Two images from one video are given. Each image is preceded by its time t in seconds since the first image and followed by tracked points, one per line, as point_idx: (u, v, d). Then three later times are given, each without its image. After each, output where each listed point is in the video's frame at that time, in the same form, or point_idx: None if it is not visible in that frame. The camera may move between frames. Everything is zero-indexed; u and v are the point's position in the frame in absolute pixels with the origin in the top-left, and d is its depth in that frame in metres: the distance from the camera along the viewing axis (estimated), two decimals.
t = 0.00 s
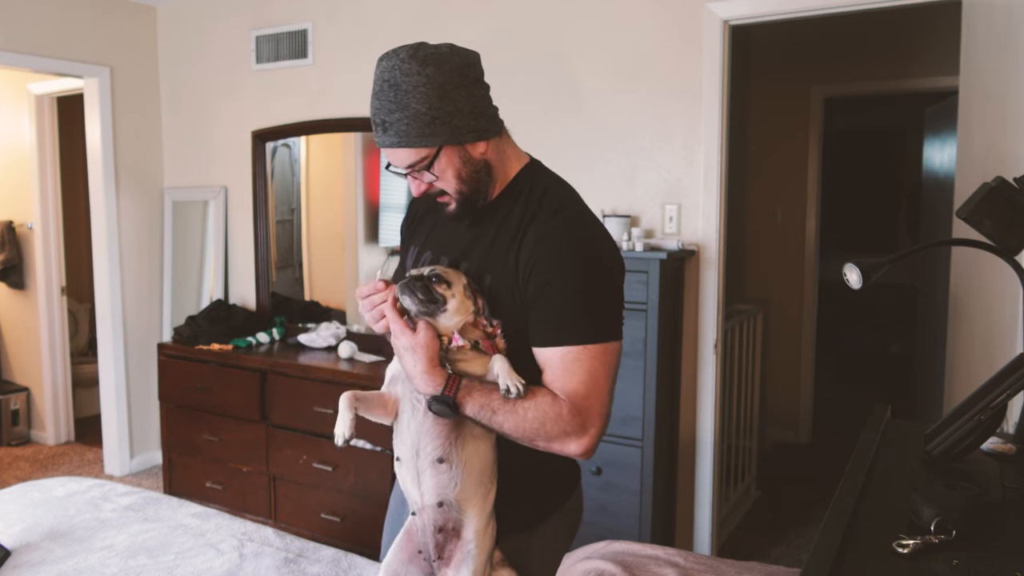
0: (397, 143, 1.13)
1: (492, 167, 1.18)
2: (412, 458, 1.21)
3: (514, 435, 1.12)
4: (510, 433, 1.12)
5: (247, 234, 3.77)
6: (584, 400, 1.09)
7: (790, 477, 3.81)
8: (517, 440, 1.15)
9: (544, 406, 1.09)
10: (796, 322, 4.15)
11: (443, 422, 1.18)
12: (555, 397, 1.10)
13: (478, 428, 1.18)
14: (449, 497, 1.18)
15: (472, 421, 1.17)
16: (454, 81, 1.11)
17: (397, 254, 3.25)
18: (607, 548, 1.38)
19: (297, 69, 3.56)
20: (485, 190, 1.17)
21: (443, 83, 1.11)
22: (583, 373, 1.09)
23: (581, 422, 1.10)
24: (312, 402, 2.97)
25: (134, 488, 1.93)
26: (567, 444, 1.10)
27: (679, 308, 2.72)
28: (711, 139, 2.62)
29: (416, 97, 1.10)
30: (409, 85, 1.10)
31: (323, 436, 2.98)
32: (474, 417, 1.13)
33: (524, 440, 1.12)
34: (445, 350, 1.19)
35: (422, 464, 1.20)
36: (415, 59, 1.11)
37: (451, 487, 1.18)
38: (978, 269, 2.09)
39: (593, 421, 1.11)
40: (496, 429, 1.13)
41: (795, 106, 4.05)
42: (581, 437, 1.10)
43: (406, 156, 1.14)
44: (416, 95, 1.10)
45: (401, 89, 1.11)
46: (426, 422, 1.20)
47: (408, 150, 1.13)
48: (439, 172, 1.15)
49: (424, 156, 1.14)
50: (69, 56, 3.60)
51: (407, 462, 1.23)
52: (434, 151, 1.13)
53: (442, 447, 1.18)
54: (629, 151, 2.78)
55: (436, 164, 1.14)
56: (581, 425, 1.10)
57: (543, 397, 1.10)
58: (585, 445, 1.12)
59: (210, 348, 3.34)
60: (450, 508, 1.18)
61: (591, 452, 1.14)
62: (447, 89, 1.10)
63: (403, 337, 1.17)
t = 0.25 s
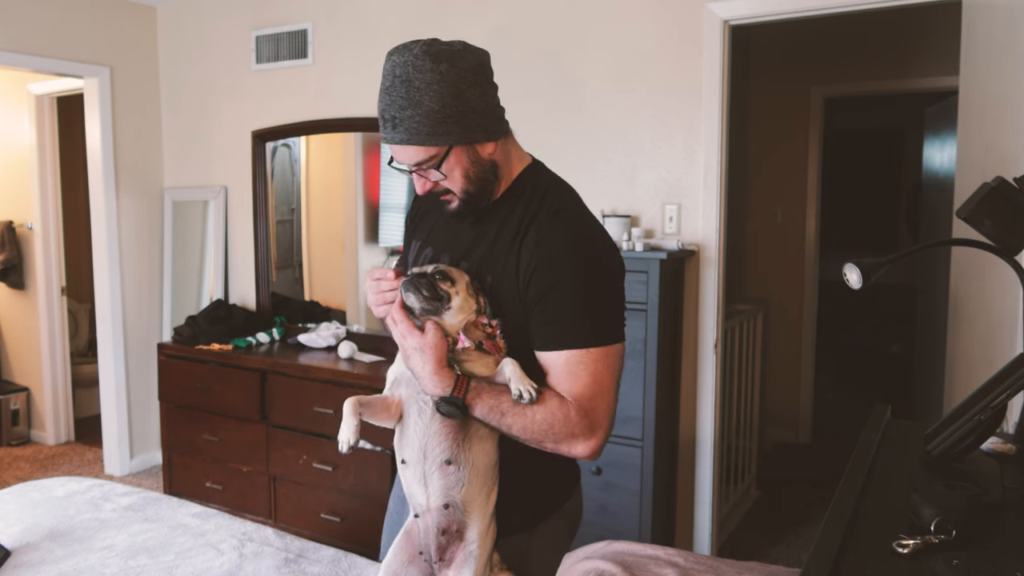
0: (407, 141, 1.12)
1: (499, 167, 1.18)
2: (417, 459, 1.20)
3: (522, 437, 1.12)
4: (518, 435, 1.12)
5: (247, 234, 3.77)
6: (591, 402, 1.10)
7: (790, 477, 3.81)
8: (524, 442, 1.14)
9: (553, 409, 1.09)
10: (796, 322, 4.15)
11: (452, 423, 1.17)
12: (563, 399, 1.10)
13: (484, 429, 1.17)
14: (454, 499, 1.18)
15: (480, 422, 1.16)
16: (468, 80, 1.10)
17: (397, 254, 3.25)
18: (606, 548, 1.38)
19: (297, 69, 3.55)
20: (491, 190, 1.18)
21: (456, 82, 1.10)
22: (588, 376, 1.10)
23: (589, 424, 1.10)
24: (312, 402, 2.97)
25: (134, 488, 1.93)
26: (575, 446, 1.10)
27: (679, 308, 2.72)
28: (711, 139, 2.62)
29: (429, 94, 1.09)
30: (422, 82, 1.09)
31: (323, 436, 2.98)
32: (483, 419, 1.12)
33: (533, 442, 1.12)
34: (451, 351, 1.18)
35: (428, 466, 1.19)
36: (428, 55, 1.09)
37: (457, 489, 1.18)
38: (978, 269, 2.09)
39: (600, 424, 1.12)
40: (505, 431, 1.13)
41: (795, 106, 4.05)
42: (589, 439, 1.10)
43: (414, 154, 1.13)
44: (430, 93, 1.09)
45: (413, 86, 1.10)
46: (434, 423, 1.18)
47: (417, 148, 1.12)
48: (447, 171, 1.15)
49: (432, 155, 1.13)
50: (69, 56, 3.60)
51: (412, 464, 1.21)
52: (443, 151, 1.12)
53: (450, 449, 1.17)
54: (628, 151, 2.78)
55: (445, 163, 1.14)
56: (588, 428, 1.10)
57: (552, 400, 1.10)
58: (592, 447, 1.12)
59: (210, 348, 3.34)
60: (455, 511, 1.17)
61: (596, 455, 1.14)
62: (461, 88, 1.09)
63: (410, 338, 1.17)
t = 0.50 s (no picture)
0: (409, 149, 1.09)
1: (500, 176, 1.16)
2: (416, 460, 1.20)
3: (519, 439, 1.12)
4: (515, 437, 1.12)
5: (247, 234, 3.77)
6: (588, 409, 1.10)
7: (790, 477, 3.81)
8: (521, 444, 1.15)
9: (549, 414, 1.10)
10: (796, 322, 4.15)
11: (450, 422, 1.17)
12: (560, 404, 1.11)
13: (483, 429, 1.18)
14: (454, 500, 1.18)
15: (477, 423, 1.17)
16: (473, 89, 1.07)
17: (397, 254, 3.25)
18: (606, 548, 1.38)
19: (297, 69, 3.55)
20: (491, 198, 1.16)
21: (461, 91, 1.06)
22: (585, 383, 1.10)
23: (585, 430, 1.11)
24: (312, 402, 2.97)
25: (134, 488, 1.93)
26: (571, 451, 1.11)
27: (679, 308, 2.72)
28: (711, 139, 2.62)
29: (433, 103, 1.06)
30: (427, 90, 1.06)
31: (323, 436, 2.98)
32: (481, 419, 1.13)
33: (529, 445, 1.13)
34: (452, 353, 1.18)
35: (427, 467, 1.19)
36: (434, 62, 1.06)
37: (456, 489, 1.18)
38: (978, 269, 2.09)
39: (597, 429, 1.12)
40: (502, 432, 1.14)
41: (795, 106, 4.05)
42: (585, 445, 1.12)
43: (416, 163, 1.11)
44: (434, 101, 1.06)
45: (417, 93, 1.06)
46: (432, 424, 1.19)
47: (419, 157, 1.09)
48: (447, 179, 1.13)
49: (433, 163, 1.11)
50: (69, 56, 3.60)
51: (411, 464, 1.21)
52: (445, 160, 1.10)
53: (449, 449, 1.18)
54: (628, 151, 2.78)
55: (446, 171, 1.12)
56: (584, 434, 1.11)
57: (548, 404, 1.11)
58: (589, 452, 1.13)
59: (210, 348, 3.33)
60: (454, 511, 1.17)
61: (592, 459, 1.15)
62: (467, 99, 1.06)
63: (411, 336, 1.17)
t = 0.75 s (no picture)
0: (404, 157, 1.09)
1: (497, 181, 1.15)
2: (413, 461, 1.22)
3: (513, 441, 1.13)
4: (509, 439, 1.13)
5: (247, 234, 3.77)
6: (583, 413, 1.10)
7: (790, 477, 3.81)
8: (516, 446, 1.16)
9: (543, 417, 1.10)
10: (796, 322, 4.15)
11: (446, 423, 1.19)
12: (554, 408, 1.11)
13: (479, 429, 1.19)
14: (450, 500, 1.18)
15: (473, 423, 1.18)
16: (466, 96, 1.08)
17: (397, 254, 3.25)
18: (606, 548, 1.38)
19: (297, 69, 3.55)
20: (489, 204, 1.16)
21: (454, 98, 1.07)
22: (580, 387, 1.10)
23: (579, 435, 1.10)
24: (312, 402, 2.97)
25: (134, 488, 1.93)
26: (565, 455, 1.11)
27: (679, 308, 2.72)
28: (711, 139, 2.62)
29: (426, 111, 1.06)
30: (420, 99, 1.06)
31: (323, 436, 2.98)
32: (477, 419, 1.14)
33: (523, 447, 1.13)
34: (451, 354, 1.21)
35: (424, 467, 1.21)
36: (426, 70, 1.06)
37: (452, 490, 1.18)
38: (978, 269, 2.09)
39: (592, 434, 1.12)
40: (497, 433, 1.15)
41: (795, 106, 4.05)
42: (580, 450, 1.11)
43: (412, 171, 1.11)
44: (427, 110, 1.06)
45: (411, 102, 1.07)
46: (429, 425, 1.21)
47: (415, 165, 1.10)
48: (444, 187, 1.13)
49: (430, 171, 1.11)
50: (69, 56, 3.60)
51: (407, 465, 1.23)
52: (441, 168, 1.10)
53: (444, 450, 1.19)
54: (628, 151, 2.78)
55: (442, 179, 1.12)
56: (579, 439, 1.10)
57: (542, 406, 1.11)
58: (584, 457, 1.12)
59: (210, 348, 3.33)
60: (449, 512, 1.18)
61: (588, 464, 1.15)
62: (460, 107, 1.07)
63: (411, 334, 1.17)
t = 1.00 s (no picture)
0: (396, 164, 1.10)
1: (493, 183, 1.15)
2: (412, 462, 1.22)
3: (513, 440, 1.14)
4: (510, 438, 1.13)
5: (247, 233, 3.77)
6: (583, 414, 1.10)
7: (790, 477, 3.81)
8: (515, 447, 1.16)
9: (543, 417, 1.11)
10: (796, 322, 4.15)
11: (447, 423, 1.18)
12: (554, 408, 1.11)
13: (479, 429, 1.18)
14: (450, 501, 1.18)
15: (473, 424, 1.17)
16: (457, 100, 1.07)
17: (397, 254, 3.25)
18: (606, 548, 1.38)
19: (297, 69, 3.55)
20: (485, 206, 1.15)
21: (444, 103, 1.06)
22: (579, 388, 1.10)
23: (579, 436, 1.11)
24: (312, 402, 2.97)
25: (134, 488, 1.93)
26: (565, 455, 1.12)
27: (680, 309, 2.72)
28: (711, 138, 2.62)
29: (416, 117, 1.06)
30: (409, 105, 1.06)
31: (323, 436, 2.97)
32: (478, 418, 1.14)
33: (524, 447, 1.13)
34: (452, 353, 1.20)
35: (424, 468, 1.20)
36: (415, 76, 1.06)
37: (452, 491, 1.18)
38: (978, 269, 2.09)
39: (592, 434, 1.12)
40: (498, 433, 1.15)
41: (795, 106, 4.05)
42: (580, 451, 1.12)
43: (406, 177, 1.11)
44: (417, 116, 1.06)
45: (400, 108, 1.07)
46: (429, 427, 1.20)
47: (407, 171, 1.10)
48: (438, 191, 1.12)
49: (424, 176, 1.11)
50: (69, 56, 3.60)
51: (407, 466, 1.23)
52: (434, 172, 1.10)
53: (444, 452, 1.18)
54: (628, 152, 2.78)
55: (436, 183, 1.11)
56: (580, 439, 1.11)
57: (542, 407, 1.11)
58: (584, 457, 1.13)
59: (210, 348, 3.33)
60: (450, 513, 1.18)
61: (587, 465, 1.15)
62: (451, 112, 1.06)
63: (412, 333, 1.18)
